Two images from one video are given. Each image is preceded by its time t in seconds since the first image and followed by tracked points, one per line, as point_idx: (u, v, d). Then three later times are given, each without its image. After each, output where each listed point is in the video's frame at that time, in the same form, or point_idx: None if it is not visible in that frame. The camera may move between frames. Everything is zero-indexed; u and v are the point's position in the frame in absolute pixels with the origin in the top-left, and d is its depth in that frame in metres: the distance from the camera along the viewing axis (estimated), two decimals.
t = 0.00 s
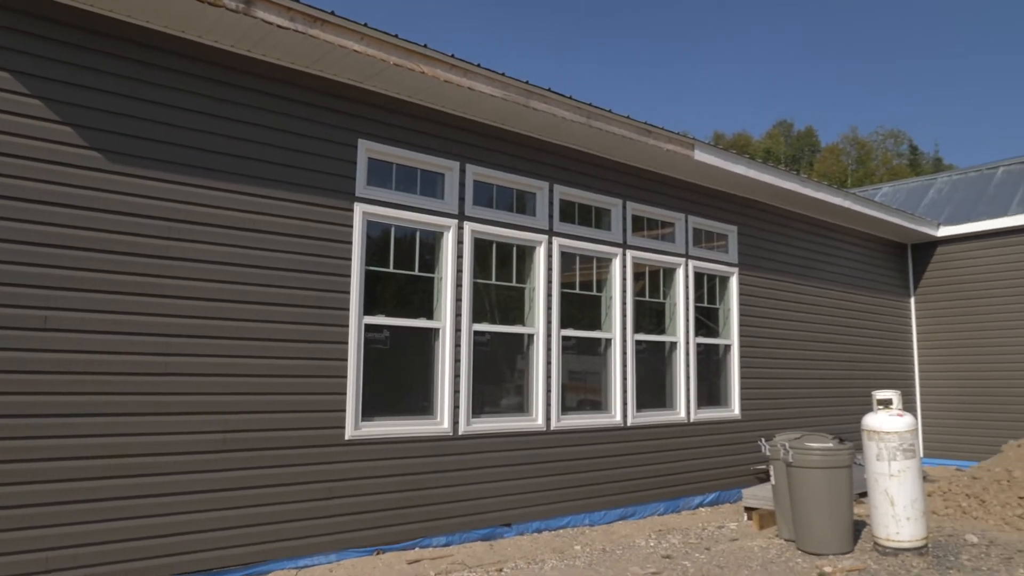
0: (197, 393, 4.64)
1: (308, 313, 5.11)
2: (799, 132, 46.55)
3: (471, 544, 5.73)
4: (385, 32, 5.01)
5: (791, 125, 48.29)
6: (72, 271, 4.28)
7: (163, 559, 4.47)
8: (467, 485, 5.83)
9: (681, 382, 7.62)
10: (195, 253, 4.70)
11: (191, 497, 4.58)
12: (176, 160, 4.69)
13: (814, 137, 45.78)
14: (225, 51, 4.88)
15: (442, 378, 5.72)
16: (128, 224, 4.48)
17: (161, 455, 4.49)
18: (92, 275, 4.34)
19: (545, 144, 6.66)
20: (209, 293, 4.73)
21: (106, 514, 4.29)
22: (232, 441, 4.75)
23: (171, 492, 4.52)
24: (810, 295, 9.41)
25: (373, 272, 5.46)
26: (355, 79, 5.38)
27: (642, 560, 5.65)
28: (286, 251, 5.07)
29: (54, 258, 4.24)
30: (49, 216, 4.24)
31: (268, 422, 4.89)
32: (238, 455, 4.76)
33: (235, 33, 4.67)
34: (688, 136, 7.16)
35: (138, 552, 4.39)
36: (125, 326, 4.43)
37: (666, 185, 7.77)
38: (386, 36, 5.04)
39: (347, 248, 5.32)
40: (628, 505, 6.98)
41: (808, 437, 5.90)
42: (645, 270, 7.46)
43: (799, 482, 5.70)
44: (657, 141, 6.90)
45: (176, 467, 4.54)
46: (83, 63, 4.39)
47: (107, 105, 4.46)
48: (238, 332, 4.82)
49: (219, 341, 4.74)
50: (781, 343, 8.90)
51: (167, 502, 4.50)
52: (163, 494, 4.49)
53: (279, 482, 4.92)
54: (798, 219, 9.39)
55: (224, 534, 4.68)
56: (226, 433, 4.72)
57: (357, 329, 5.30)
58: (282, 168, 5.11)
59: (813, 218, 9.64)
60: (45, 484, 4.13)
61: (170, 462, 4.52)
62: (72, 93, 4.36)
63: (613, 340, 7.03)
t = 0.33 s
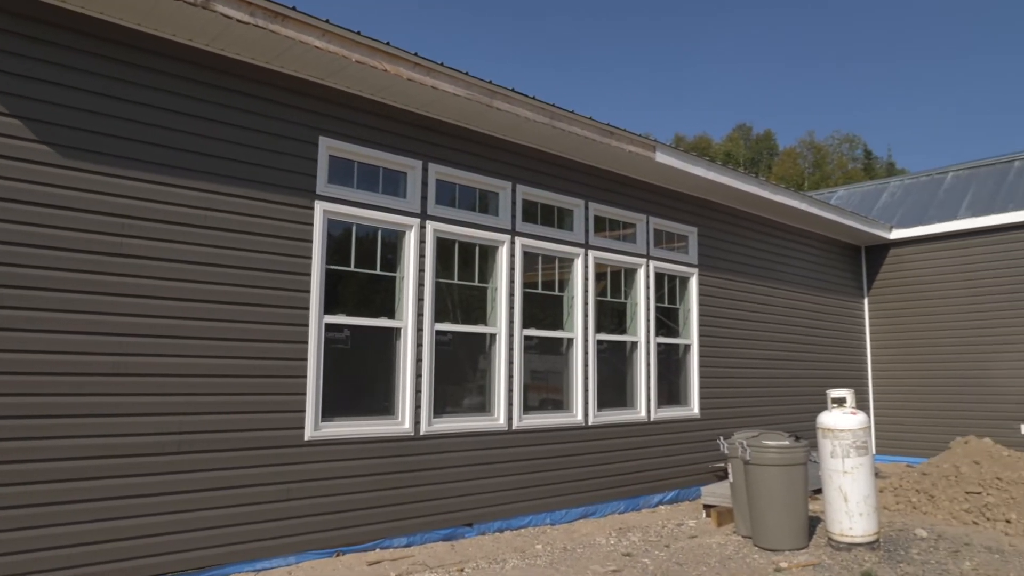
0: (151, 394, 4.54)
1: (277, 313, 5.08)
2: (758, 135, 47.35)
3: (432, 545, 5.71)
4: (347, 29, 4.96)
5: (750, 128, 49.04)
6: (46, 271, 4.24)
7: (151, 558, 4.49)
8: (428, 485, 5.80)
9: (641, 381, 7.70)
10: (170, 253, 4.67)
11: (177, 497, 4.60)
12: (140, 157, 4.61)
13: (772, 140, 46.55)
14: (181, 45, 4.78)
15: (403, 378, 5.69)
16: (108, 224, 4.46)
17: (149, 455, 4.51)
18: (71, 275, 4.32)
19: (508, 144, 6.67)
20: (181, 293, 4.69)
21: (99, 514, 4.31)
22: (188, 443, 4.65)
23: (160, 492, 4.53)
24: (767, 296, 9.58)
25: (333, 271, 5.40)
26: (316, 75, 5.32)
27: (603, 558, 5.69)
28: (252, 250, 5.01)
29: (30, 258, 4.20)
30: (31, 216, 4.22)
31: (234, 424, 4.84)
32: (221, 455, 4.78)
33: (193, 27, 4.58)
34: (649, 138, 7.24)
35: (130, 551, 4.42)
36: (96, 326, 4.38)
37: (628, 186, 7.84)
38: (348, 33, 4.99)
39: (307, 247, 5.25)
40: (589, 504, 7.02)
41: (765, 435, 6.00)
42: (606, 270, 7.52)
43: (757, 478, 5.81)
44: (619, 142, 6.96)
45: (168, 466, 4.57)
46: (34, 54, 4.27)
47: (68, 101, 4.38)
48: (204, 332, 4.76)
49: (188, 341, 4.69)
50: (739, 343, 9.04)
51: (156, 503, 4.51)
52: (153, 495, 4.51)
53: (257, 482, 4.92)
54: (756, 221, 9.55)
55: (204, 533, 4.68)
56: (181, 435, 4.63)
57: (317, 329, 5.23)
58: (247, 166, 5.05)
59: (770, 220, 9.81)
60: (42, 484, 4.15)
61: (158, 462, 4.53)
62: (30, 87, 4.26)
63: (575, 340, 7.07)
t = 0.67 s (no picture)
0: (109, 395, 4.43)
1: (249, 313, 5.05)
2: (721, 139, 48.00)
3: (396, 546, 5.68)
4: (311, 25, 4.91)
5: (713, 131, 49.66)
6: (23, 270, 4.20)
7: (136, 559, 4.48)
8: (394, 485, 5.78)
9: (606, 380, 7.75)
10: (149, 253, 4.65)
11: (162, 496, 4.60)
12: (111, 154, 4.55)
13: (734, 144, 47.22)
14: (139, 37, 4.68)
15: (367, 378, 5.64)
16: (91, 225, 4.44)
17: (135, 456, 4.51)
18: (52, 275, 4.29)
19: (474, 143, 6.66)
20: (156, 293, 4.66)
21: (89, 514, 4.31)
22: (143, 445, 4.54)
23: (148, 492, 4.55)
24: (729, 296, 9.72)
25: (296, 270, 5.33)
26: (279, 71, 5.25)
27: (568, 557, 5.71)
28: (225, 249, 4.98)
29: (8, 258, 4.16)
30: (15, 216, 4.19)
31: (211, 424, 4.82)
32: (205, 455, 4.79)
33: (153, 20, 4.49)
34: (614, 139, 7.29)
35: (117, 551, 4.41)
36: (71, 326, 4.33)
37: (593, 187, 7.89)
38: (312, 29, 4.93)
39: (269, 245, 5.18)
40: (553, 503, 7.05)
41: (727, 434, 6.09)
42: (571, 270, 7.55)
43: (718, 477, 5.90)
44: (585, 143, 7.00)
45: (158, 466, 4.59)
46: None
47: (36, 97, 4.30)
48: (177, 332, 4.73)
49: (161, 341, 4.66)
50: (701, 343, 9.15)
51: (143, 503, 4.52)
52: (141, 494, 4.52)
53: (235, 483, 4.92)
54: (718, 222, 9.67)
55: (182, 535, 4.67)
56: (137, 437, 4.52)
57: (279, 328, 5.17)
58: (216, 164, 5.00)
59: (732, 222, 9.95)
60: (39, 484, 4.16)
61: (144, 462, 4.54)
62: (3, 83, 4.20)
63: (540, 340, 7.09)
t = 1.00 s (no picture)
0: (60, 396, 4.31)
1: (210, 312, 4.97)
2: (682, 141, 48.60)
3: (356, 548, 5.63)
4: (271, 20, 4.83)
5: (675, 133, 50.21)
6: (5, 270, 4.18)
7: (118, 559, 4.48)
8: (363, 485, 5.79)
9: (567, 380, 7.79)
10: (124, 253, 4.62)
11: (145, 496, 4.61)
12: (81, 153, 4.50)
13: (695, 146, 47.84)
14: (92, 29, 4.55)
15: (328, 378, 5.58)
16: (70, 224, 4.42)
17: (96, 458, 4.42)
18: (26, 275, 4.24)
19: (436, 142, 6.63)
20: (127, 292, 4.61)
21: (78, 514, 4.33)
22: (96, 447, 4.42)
23: (133, 491, 4.56)
24: (688, 297, 9.84)
25: (255, 268, 5.24)
26: (238, 67, 5.16)
27: (529, 557, 5.72)
28: (198, 249, 4.95)
29: None
30: None
31: (180, 424, 4.78)
32: (187, 455, 4.80)
33: (108, 12, 4.38)
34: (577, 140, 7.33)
35: (102, 551, 4.42)
36: (41, 327, 4.27)
37: (555, 187, 7.91)
38: (272, 24, 4.86)
39: (227, 243, 5.09)
40: (515, 503, 7.06)
41: (686, 432, 6.17)
42: (534, 271, 7.57)
43: (678, 475, 5.97)
44: (547, 144, 7.01)
45: (145, 466, 4.62)
46: None
47: (9, 94, 4.25)
48: (145, 332, 4.68)
49: (126, 341, 4.59)
50: (662, 343, 9.25)
51: (128, 503, 4.54)
52: (126, 494, 4.53)
53: (218, 483, 4.94)
54: (678, 223, 9.78)
55: (162, 535, 4.67)
56: (88, 439, 4.40)
57: (237, 327, 5.07)
58: (185, 162, 4.95)
59: (692, 223, 10.07)
60: (33, 484, 4.19)
61: (129, 462, 4.55)
62: None
63: (502, 339, 7.09)
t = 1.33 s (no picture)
0: (14, 397, 4.19)
1: (169, 311, 4.87)
2: (647, 143, 49.05)
3: (319, 549, 5.56)
4: (232, 14, 4.75)
5: (640, 134, 50.61)
6: None
7: (106, 559, 4.50)
8: (334, 485, 5.79)
9: (532, 379, 7.81)
10: (102, 253, 4.61)
11: (129, 497, 4.62)
12: (60, 152, 4.48)
13: (659, 149, 48.33)
14: (47, 21, 4.43)
15: (290, 378, 5.51)
16: (49, 224, 4.41)
17: (49, 461, 4.30)
18: (5, 275, 4.22)
19: (401, 140, 6.59)
20: (103, 293, 4.59)
21: (67, 514, 4.35)
22: (49, 450, 4.30)
23: (119, 492, 4.57)
24: (652, 297, 9.93)
25: (216, 267, 5.15)
26: (199, 62, 5.07)
27: (494, 557, 5.71)
28: (176, 249, 4.94)
29: None
30: None
31: (137, 426, 4.67)
32: (170, 456, 4.82)
33: (65, 3, 4.27)
34: (542, 140, 7.35)
35: (88, 551, 4.43)
36: (16, 327, 4.24)
37: (521, 187, 7.92)
38: (234, 19, 4.78)
39: (188, 241, 5.00)
40: (480, 503, 7.05)
41: (649, 431, 6.22)
42: (499, 270, 7.58)
43: (641, 474, 6.03)
44: (513, 144, 7.02)
45: (132, 466, 4.64)
46: None
47: None
48: (109, 332, 4.60)
49: (83, 341, 4.49)
50: (626, 343, 9.32)
51: (113, 503, 4.54)
52: (112, 494, 4.54)
53: (200, 483, 4.96)
54: (642, 224, 9.86)
55: (146, 535, 4.68)
56: (41, 441, 4.28)
57: (198, 326, 4.98)
58: (161, 162, 4.93)
59: (656, 224, 10.17)
60: (27, 484, 4.22)
61: (115, 462, 4.56)
62: None
63: (467, 339, 7.08)
